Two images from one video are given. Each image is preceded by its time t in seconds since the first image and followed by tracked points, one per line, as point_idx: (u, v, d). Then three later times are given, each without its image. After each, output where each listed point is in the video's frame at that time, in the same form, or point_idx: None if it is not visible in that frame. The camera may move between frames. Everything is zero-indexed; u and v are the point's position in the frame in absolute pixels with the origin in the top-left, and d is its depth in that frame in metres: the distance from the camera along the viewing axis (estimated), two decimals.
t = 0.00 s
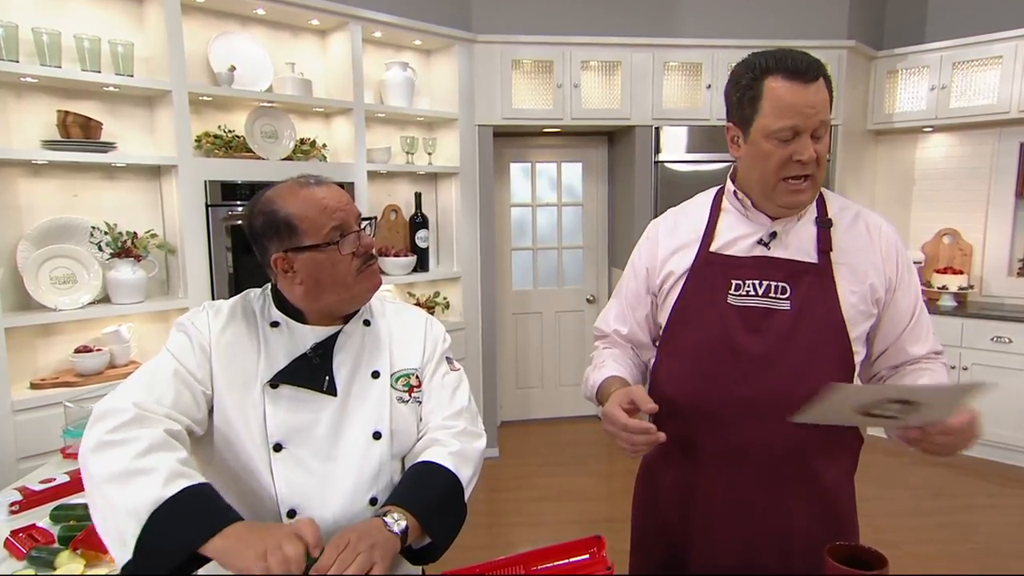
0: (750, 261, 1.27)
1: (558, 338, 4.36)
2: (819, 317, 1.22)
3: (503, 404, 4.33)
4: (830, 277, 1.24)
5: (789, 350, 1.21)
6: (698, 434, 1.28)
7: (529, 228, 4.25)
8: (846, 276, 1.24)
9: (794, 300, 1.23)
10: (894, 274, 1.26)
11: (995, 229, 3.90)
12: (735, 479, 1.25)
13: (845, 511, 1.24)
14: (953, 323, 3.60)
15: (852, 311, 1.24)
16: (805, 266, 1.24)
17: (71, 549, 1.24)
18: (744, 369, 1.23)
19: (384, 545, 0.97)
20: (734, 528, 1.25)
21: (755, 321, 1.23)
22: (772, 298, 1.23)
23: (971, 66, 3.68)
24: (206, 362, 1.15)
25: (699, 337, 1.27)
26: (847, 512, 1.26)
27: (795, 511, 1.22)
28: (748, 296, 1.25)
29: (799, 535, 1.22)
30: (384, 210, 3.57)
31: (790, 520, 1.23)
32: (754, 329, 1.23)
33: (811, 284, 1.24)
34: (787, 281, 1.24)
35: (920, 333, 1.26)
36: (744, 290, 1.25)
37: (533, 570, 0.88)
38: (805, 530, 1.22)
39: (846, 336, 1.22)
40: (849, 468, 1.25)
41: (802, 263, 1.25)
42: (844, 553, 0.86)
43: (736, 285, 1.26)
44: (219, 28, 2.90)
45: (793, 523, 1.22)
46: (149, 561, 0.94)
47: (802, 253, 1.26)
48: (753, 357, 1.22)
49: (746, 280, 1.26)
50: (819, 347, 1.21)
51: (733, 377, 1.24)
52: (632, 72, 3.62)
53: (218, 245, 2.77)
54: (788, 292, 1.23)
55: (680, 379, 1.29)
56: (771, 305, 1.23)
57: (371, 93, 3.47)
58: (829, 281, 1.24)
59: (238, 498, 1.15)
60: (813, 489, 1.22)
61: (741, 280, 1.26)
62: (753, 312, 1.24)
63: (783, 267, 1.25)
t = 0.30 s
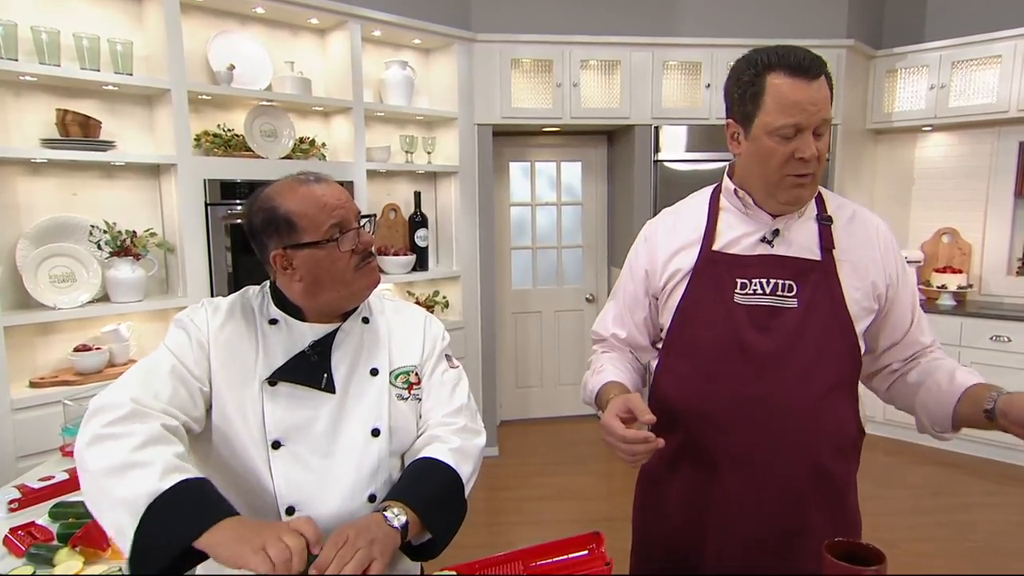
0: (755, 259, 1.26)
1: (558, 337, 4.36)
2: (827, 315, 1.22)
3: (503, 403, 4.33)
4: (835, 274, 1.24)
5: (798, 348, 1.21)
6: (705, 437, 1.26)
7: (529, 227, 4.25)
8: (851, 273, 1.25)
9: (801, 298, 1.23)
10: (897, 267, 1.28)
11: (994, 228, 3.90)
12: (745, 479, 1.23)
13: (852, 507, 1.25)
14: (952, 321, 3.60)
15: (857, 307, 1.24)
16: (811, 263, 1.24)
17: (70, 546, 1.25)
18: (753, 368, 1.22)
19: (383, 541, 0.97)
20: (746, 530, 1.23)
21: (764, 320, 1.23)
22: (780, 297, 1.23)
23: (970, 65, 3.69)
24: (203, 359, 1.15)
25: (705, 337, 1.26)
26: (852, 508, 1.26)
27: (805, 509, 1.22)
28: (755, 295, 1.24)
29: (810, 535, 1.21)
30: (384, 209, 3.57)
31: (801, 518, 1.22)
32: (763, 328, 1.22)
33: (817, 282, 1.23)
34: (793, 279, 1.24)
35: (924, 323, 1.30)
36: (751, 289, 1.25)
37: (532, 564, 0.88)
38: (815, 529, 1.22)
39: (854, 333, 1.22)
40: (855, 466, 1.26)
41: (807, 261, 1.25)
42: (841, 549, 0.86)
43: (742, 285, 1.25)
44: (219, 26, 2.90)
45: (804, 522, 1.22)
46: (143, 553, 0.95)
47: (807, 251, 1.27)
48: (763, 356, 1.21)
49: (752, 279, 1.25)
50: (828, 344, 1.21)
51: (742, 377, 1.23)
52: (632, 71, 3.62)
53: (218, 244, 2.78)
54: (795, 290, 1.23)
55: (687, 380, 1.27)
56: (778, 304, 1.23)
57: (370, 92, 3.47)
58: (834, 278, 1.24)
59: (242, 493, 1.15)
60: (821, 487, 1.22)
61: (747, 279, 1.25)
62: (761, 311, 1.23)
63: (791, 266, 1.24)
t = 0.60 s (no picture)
0: (758, 256, 1.26)
1: (557, 336, 4.36)
2: (830, 312, 1.22)
3: (502, 403, 4.33)
4: (839, 272, 1.24)
5: (802, 345, 1.21)
6: (709, 433, 1.26)
7: (528, 227, 4.25)
8: (854, 271, 1.25)
9: (805, 296, 1.23)
10: (896, 267, 1.27)
11: (993, 227, 3.90)
12: (749, 476, 1.23)
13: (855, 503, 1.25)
14: (951, 320, 3.60)
15: (861, 306, 1.25)
16: (814, 260, 1.24)
17: (68, 543, 1.25)
18: (758, 365, 1.22)
19: (382, 537, 0.97)
20: (749, 525, 1.23)
21: (768, 318, 1.23)
22: (784, 295, 1.23)
23: (969, 64, 3.69)
24: (200, 360, 1.15)
25: (710, 334, 1.25)
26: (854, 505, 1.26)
27: (809, 505, 1.21)
28: (759, 293, 1.24)
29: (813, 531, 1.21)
30: (383, 208, 3.57)
31: (804, 515, 1.22)
32: (768, 326, 1.22)
33: (821, 280, 1.23)
34: (798, 276, 1.24)
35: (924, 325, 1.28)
36: (755, 287, 1.24)
37: (529, 560, 0.88)
38: (819, 525, 1.22)
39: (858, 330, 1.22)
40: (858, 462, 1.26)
41: (810, 259, 1.25)
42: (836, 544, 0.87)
43: (746, 283, 1.25)
44: (218, 25, 2.90)
45: (807, 518, 1.21)
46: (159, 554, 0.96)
47: (809, 248, 1.27)
48: (768, 354, 1.21)
49: (756, 277, 1.25)
50: (831, 342, 1.21)
51: (746, 374, 1.22)
52: (631, 70, 3.62)
53: (217, 243, 2.77)
54: (799, 288, 1.23)
55: (691, 377, 1.27)
56: (782, 301, 1.23)
57: (370, 91, 3.47)
58: (838, 276, 1.24)
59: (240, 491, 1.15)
60: (825, 483, 1.22)
61: (751, 277, 1.25)
62: (766, 309, 1.23)
63: (794, 264, 1.24)
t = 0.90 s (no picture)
0: (754, 254, 1.26)
1: (556, 335, 4.36)
2: (824, 311, 1.21)
3: (501, 402, 4.33)
4: (835, 270, 1.24)
5: (795, 343, 1.20)
6: (701, 431, 1.25)
7: (527, 226, 4.25)
8: (851, 271, 1.24)
9: (799, 293, 1.22)
10: (899, 271, 1.25)
11: (992, 227, 3.90)
12: (739, 474, 1.21)
13: (851, 506, 1.21)
14: (949, 320, 3.61)
15: (857, 307, 1.23)
16: (811, 260, 1.24)
17: (67, 541, 1.25)
18: (748, 363, 1.21)
19: (381, 534, 0.97)
20: (738, 524, 1.21)
21: (760, 315, 1.22)
22: (777, 293, 1.22)
23: (967, 64, 3.69)
24: (199, 356, 1.15)
25: (703, 332, 1.25)
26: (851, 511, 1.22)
27: (800, 506, 1.19)
28: (753, 290, 1.24)
29: (804, 534, 1.18)
30: (382, 207, 3.58)
31: (795, 516, 1.18)
32: (760, 323, 1.22)
33: (816, 278, 1.23)
34: (792, 275, 1.23)
35: (929, 334, 1.25)
36: (749, 284, 1.24)
37: (527, 556, 0.88)
38: (810, 528, 1.18)
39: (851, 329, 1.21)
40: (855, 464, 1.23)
41: (808, 257, 1.24)
42: (837, 542, 0.87)
43: (741, 280, 1.25)
44: (217, 25, 2.90)
45: (798, 520, 1.18)
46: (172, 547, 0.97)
47: (808, 247, 1.26)
48: (758, 351, 1.20)
49: (751, 275, 1.25)
50: (824, 340, 1.20)
51: (738, 371, 1.21)
52: (630, 70, 3.63)
53: (216, 243, 2.77)
54: (793, 286, 1.22)
55: (681, 374, 1.27)
56: (775, 299, 1.22)
57: (369, 91, 3.47)
58: (834, 275, 1.23)
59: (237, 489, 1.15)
60: (818, 484, 1.20)
61: (745, 274, 1.25)
62: (758, 307, 1.22)
63: (789, 262, 1.24)
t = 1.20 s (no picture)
0: (741, 253, 1.27)
1: (556, 334, 4.38)
2: (806, 310, 1.19)
3: (501, 401, 4.35)
4: (821, 270, 1.22)
5: (773, 343, 1.19)
6: (683, 428, 1.27)
7: (526, 226, 4.27)
8: (838, 269, 1.22)
9: (780, 292, 1.21)
10: (896, 272, 1.22)
11: (988, 226, 3.92)
12: (714, 469, 1.23)
13: (836, 510, 1.19)
14: (946, 319, 3.62)
15: (842, 308, 1.20)
16: (797, 258, 1.23)
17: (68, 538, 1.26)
18: (726, 360, 1.23)
19: (381, 529, 0.99)
20: (715, 519, 1.23)
21: (740, 313, 1.23)
22: (759, 291, 1.23)
23: (964, 64, 3.71)
24: (201, 355, 1.16)
25: (687, 328, 1.28)
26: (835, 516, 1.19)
27: (778, 505, 1.19)
28: (736, 288, 1.25)
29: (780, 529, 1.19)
30: (382, 207, 3.59)
31: (772, 514, 1.19)
32: (739, 321, 1.23)
33: (800, 277, 1.22)
34: (776, 273, 1.23)
35: (933, 335, 1.22)
36: (733, 281, 1.26)
37: (525, 552, 0.90)
38: (788, 525, 1.19)
39: (834, 329, 1.19)
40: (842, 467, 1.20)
41: (792, 256, 1.24)
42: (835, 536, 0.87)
43: (726, 277, 1.27)
44: (217, 25, 2.92)
45: (775, 518, 1.19)
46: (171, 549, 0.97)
47: (797, 246, 1.25)
48: (736, 348, 1.22)
49: (736, 272, 1.26)
50: (804, 339, 1.18)
51: (716, 369, 1.23)
52: (628, 70, 3.64)
53: (216, 242, 2.79)
54: (776, 285, 1.22)
55: (664, 368, 1.30)
56: (757, 297, 1.23)
57: (369, 91, 3.48)
58: (819, 273, 1.22)
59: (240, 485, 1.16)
60: (794, 485, 1.18)
61: (731, 272, 1.27)
62: (739, 304, 1.24)
63: (774, 260, 1.24)
